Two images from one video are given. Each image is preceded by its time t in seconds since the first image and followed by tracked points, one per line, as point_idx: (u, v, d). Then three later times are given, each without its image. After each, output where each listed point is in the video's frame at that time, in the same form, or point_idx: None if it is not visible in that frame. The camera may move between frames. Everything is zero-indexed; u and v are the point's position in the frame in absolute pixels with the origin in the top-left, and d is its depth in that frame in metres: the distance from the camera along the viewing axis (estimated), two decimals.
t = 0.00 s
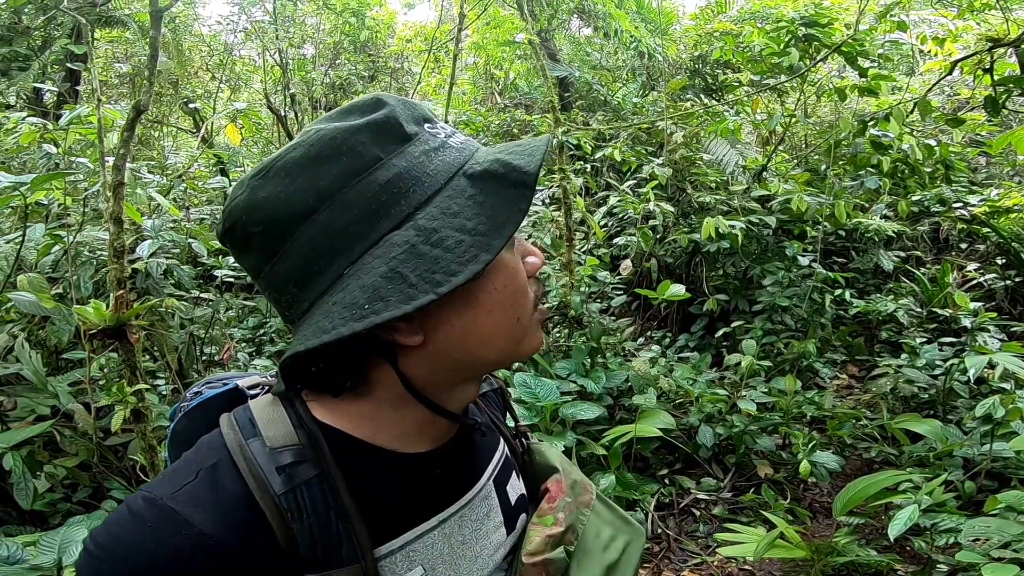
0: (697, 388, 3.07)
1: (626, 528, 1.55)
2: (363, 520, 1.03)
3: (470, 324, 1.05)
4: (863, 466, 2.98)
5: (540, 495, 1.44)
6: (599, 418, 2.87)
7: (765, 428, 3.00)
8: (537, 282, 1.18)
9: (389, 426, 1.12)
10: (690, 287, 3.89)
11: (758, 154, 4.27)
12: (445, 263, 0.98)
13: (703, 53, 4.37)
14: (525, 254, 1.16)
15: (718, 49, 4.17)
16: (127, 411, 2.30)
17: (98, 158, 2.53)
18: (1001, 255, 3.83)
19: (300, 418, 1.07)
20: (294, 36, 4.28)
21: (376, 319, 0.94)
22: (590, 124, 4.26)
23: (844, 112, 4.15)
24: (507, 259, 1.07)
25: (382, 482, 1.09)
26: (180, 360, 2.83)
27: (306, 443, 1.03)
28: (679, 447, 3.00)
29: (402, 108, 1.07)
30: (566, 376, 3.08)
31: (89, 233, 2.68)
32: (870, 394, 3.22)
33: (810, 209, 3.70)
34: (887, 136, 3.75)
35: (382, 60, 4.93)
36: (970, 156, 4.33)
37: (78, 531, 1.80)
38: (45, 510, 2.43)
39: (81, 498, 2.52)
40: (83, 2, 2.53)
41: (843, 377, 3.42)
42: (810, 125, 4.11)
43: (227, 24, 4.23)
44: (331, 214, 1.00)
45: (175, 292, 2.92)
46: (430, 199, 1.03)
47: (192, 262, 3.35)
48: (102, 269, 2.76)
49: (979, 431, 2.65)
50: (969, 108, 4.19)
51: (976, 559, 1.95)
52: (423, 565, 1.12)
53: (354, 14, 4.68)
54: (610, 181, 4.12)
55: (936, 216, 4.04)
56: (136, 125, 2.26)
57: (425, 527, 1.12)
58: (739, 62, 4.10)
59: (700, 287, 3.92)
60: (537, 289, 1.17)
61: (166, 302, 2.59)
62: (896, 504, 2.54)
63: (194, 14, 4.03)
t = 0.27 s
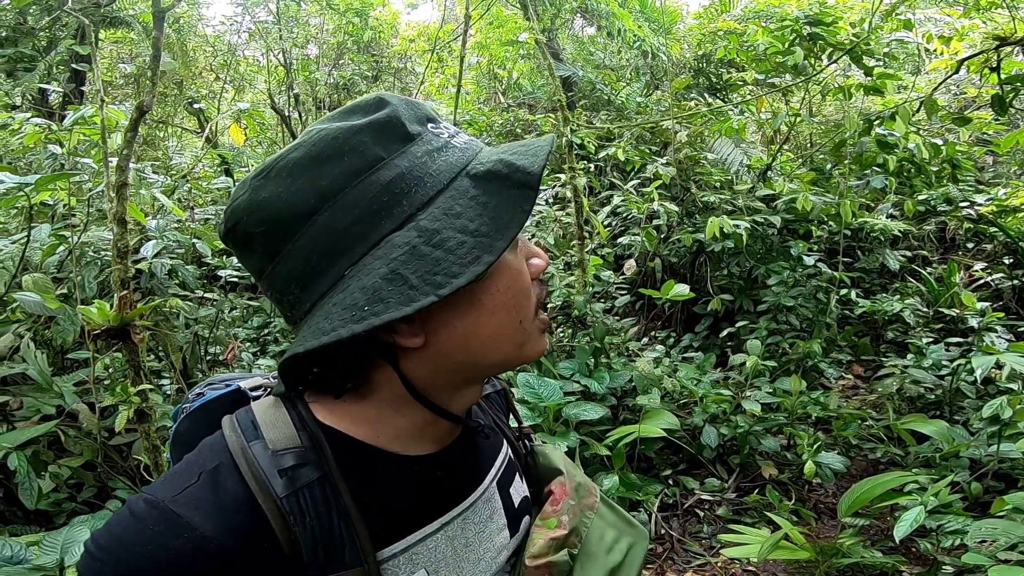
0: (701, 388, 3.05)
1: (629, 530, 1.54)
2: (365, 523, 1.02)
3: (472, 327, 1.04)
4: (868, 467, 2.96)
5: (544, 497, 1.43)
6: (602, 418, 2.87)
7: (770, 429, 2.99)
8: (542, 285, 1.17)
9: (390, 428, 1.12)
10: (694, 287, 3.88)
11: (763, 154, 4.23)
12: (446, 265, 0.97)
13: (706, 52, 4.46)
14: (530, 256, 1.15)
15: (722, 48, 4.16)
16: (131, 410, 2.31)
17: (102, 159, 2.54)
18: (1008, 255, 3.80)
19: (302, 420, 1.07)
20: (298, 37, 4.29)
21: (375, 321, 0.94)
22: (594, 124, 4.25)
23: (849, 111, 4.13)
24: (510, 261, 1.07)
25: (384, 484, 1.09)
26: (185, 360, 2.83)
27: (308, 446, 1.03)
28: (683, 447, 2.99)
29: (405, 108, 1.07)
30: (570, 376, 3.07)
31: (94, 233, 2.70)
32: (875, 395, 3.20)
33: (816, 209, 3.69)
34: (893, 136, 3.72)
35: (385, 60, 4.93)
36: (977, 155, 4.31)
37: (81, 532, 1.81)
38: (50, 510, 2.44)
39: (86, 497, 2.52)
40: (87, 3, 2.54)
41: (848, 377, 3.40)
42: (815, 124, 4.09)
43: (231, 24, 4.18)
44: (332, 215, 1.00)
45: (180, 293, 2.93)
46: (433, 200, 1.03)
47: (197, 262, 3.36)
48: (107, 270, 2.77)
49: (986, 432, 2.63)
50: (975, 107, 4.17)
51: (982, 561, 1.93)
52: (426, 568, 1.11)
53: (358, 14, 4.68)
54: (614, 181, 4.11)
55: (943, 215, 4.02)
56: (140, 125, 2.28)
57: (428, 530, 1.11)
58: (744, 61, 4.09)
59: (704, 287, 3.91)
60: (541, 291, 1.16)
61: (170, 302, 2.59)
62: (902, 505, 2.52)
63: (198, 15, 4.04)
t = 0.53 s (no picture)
0: (704, 387, 3.05)
1: (629, 528, 1.54)
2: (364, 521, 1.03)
3: (470, 321, 1.04)
4: (871, 466, 2.95)
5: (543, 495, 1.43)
6: (604, 417, 2.86)
7: (772, 428, 2.98)
8: (542, 281, 1.17)
9: (390, 424, 1.12)
10: (697, 285, 3.87)
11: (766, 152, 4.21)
12: (445, 256, 0.97)
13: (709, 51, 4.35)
14: (531, 252, 1.15)
15: (725, 46, 4.14)
16: (133, 408, 2.32)
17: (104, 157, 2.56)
18: (1013, 253, 3.78)
19: (300, 417, 1.07)
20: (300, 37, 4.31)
21: (373, 311, 0.93)
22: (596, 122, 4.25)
23: (853, 110, 4.12)
24: (509, 256, 1.07)
25: (383, 480, 1.09)
26: (187, 358, 2.84)
27: (306, 443, 1.03)
28: (685, 446, 2.98)
29: (407, 103, 1.08)
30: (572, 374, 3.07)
31: (96, 232, 2.71)
32: (878, 394, 3.18)
33: (819, 207, 3.68)
34: (897, 134, 3.72)
35: (388, 59, 4.92)
36: (982, 153, 4.29)
37: (82, 529, 1.82)
38: (53, 508, 2.44)
39: (88, 496, 2.53)
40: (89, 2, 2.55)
41: (852, 376, 3.39)
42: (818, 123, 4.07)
43: (233, 23, 4.22)
44: (332, 207, 1.00)
45: (182, 291, 2.93)
46: (432, 193, 1.03)
47: (200, 260, 3.36)
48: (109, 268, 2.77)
49: (990, 431, 2.62)
50: (980, 105, 4.15)
51: (985, 561, 1.92)
52: (425, 566, 1.11)
53: (360, 13, 4.66)
54: (616, 179, 4.11)
55: (947, 214, 4.00)
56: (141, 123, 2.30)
57: (427, 528, 1.11)
58: (747, 59, 4.08)
59: (707, 285, 3.90)
60: (541, 287, 1.16)
61: (172, 301, 2.60)
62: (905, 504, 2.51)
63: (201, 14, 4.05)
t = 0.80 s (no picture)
0: (704, 385, 3.05)
1: (627, 526, 1.55)
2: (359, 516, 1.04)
3: (448, 320, 1.03)
4: (872, 464, 2.94)
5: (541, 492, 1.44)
6: (604, 415, 2.86)
7: (773, 426, 2.98)
8: (536, 282, 1.14)
9: (385, 420, 1.12)
10: (698, 283, 3.87)
11: (767, 150, 4.21)
12: (412, 256, 0.98)
13: (710, 48, 4.29)
14: (525, 250, 1.13)
15: (725, 44, 4.15)
16: (135, 407, 2.32)
17: (106, 156, 2.56)
18: (1015, 252, 3.77)
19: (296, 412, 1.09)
20: (301, 35, 4.33)
21: (334, 309, 0.95)
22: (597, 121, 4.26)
23: (854, 108, 4.11)
24: (493, 255, 1.05)
25: (379, 476, 1.10)
26: (189, 357, 2.84)
27: (302, 438, 1.05)
28: (685, 444, 2.99)
29: (393, 102, 1.09)
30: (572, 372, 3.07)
31: (97, 231, 2.72)
32: (879, 392, 3.18)
33: (820, 205, 3.67)
34: (899, 132, 3.72)
35: (389, 57, 4.91)
36: (984, 151, 4.28)
37: (83, 526, 1.83)
38: (56, 506, 2.45)
39: (91, 494, 2.54)
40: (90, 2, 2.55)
41: (853, 374, 3.39)
42: (819, 121, 4.07)
43: (234, 22, 4.22)
44: (310, 206, 1.02)
45: (184, 289, 2.94)
46: (410, 192, 1.03)
47: (201, 259, 3.37)
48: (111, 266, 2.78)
49: (991, 430, 2.61)
50: (982, 103, 4.14)
51: (985, 559, 1.92)
52: (421, 560, 1.12)
53: (360, 12, 4.70)
54: (617, 177, 4.11)
55: (949, 212, 4.00)
56: (142, 122, 2.30)
57: (423, 523, 1.13)
58: (748, 57, 4.08)
59: (708, 283, 3.90)
60: (535, 287, 1.14)
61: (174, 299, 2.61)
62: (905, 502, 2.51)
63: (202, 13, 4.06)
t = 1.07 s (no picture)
0: (706, 383, 3.05)
1: (626, 525, 1.55)
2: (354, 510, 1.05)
3: (424, 319, 1.05)
4: (874, 463, 2.94)
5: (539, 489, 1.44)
6: (605, 413, 2.87)
7: (774, 424, 2.98)
8: (527, 285, 1.14)
9: (379, 415, 1.14)
10: (699, 281, 3.87)
11: (769, 148, 4.21)
12: (375, 255, 1.01)
13: (711, 46, 4.37)
14: (515, 252, 1.13)
15: (727, 43, 4.16)
16: (137, 405, 2.33)
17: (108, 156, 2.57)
18: (1018, 250, 3.77)
19: (293, 407, 1.11)
20: (302, 33, 4.41)
21: (296, 305, 1.00)
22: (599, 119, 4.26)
23: (857, 106, 4.11)
24: (474, 256, 1.07)
25: (373, 471, 1.12)
26: (191, 355, 2.85)
27: (298, 432, 1.07)
28: (687, 442, 2.99)
29: (373, 101, 1.12)
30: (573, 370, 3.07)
31: (100, 230, 2.74)
32: (881, 390, 3.17)
33: (822, 203, 3.67)
34: (901, 130, 3.71)
35: (390, 56, 4.91)
36: (987, 149, 4.27)
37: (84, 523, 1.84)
38: (59, 505, 2.45)
39: (95, 492, 2.54)
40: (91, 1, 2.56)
41: (855, 372, 3.38)
42: (822, 119, 4.07)
43: (235, 22, 4.25)
44: (288, 205, 1.09)
45: (187, 288, 2.95)
46: (382, 190, 1.06)
47: (205, 258, 3.38)
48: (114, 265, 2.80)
49: (993, 429, 2.61)
50: (985, 101, 4.13)
51: (985, 558, 1.92)
52: (414, 555, 1.14)
53: (361, 11, 4.73)
54: (619, 176, 4.11)
55: (952, 210, 4.00)
56: (144, 122, 2.31)
57: (416, 518, 1.14)
58: (749, 55, 4.08)
59: (710, 282, 3.89)
60: (524, 289, 1.14)
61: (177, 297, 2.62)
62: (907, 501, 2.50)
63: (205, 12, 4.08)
